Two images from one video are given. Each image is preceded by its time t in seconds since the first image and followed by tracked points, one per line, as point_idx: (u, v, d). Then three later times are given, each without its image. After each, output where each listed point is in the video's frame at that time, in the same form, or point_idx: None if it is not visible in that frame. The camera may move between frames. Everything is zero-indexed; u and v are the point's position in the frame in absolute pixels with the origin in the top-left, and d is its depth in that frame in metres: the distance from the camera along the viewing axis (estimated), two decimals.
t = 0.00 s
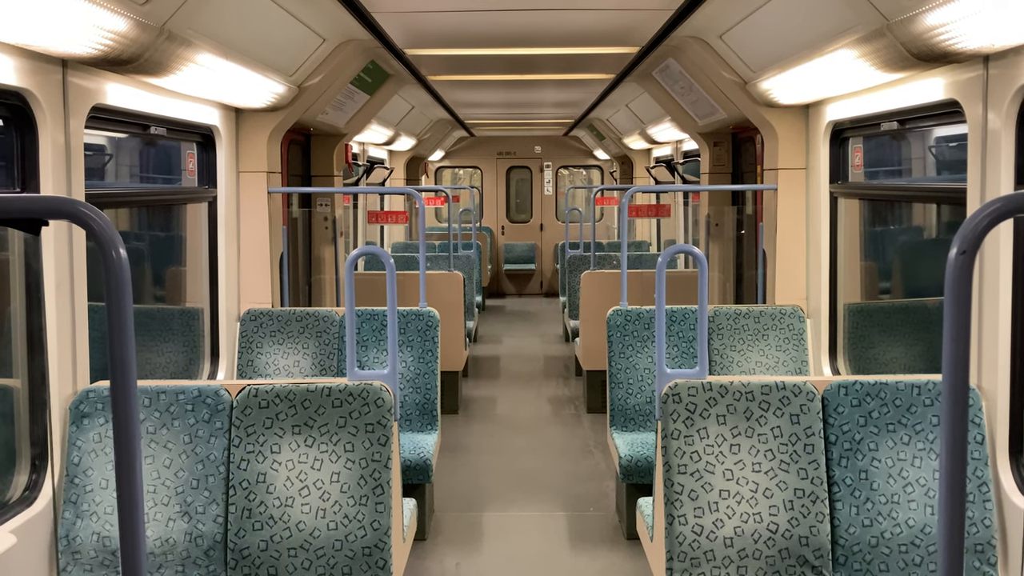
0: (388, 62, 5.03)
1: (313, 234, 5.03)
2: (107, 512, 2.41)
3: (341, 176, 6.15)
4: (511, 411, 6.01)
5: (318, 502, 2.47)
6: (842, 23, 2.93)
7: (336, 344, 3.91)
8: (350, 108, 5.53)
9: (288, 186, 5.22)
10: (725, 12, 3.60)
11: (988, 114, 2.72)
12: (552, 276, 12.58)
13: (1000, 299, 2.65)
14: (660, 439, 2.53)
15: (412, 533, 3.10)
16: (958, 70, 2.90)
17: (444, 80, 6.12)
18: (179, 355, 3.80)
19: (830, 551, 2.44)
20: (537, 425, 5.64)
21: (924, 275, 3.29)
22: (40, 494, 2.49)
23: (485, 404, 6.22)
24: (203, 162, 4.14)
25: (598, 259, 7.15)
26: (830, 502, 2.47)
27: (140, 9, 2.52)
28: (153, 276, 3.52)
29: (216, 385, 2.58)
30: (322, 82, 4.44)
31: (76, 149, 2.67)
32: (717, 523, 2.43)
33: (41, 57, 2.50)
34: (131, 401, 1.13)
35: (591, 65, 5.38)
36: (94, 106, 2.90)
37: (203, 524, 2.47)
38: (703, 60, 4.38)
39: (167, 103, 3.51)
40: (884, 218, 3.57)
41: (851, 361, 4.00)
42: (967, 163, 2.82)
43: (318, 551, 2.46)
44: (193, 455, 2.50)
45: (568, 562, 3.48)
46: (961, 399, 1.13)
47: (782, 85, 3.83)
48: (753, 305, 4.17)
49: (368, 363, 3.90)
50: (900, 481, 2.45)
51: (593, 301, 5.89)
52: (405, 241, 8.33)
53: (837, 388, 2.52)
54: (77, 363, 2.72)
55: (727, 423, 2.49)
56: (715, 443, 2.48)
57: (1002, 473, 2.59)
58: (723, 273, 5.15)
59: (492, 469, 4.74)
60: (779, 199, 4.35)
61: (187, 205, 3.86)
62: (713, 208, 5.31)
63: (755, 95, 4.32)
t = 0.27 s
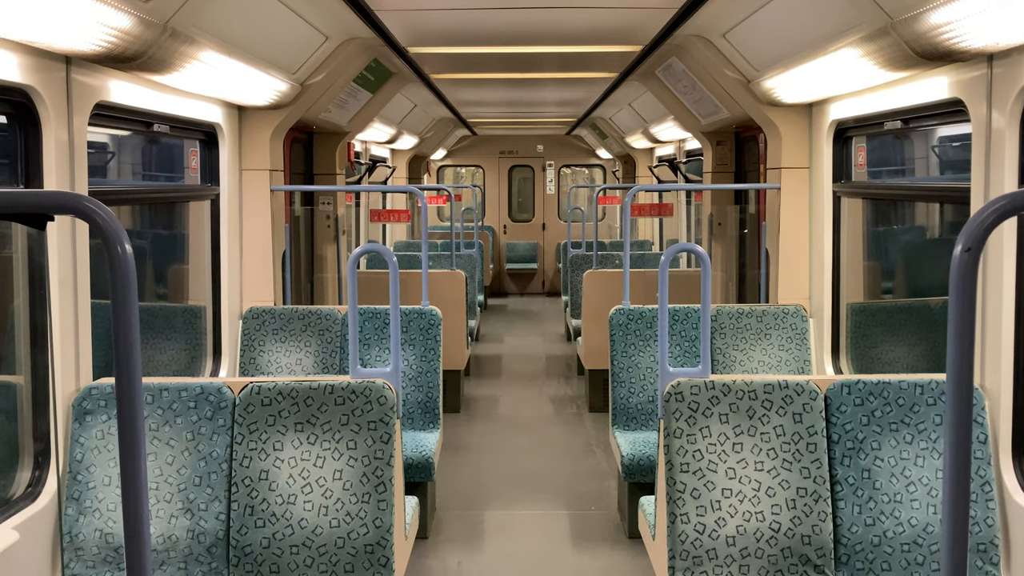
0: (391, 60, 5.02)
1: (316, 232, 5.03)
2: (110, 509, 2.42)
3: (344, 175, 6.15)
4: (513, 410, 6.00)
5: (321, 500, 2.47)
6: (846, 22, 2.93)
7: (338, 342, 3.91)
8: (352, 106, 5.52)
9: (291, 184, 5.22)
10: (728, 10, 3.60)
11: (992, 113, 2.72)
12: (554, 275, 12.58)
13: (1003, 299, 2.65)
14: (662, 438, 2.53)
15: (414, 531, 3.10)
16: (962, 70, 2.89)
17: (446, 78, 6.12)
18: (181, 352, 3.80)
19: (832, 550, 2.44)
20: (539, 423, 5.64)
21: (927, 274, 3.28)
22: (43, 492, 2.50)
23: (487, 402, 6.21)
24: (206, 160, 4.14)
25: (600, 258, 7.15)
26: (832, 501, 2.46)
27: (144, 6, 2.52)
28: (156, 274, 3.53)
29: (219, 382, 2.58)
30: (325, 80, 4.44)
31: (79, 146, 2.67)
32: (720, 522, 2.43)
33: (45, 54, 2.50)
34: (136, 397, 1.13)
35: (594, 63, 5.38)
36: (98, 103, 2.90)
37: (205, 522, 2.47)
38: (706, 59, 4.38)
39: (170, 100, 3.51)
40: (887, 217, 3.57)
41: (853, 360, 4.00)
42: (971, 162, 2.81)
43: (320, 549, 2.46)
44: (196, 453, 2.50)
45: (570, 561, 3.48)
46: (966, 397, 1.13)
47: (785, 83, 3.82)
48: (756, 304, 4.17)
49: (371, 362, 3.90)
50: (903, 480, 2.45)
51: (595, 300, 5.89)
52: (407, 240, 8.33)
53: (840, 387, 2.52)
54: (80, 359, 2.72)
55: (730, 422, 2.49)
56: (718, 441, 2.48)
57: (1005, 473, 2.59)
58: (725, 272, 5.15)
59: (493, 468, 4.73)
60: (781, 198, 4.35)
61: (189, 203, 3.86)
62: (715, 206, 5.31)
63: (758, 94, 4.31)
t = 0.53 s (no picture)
0: (393, 62, 5.04)
1: (317, 233, 5.04)
2: (112, 510, 2.43)
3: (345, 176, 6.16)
4: (514, 411, 6.01)
5: (322, 501, 2.48)
6: (847, 26, 2.94)
7: (339, 343, 3.93)
8: (354, 108, 5.54)
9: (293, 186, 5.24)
10: (729, 13, 3.61)
11: (992, 116, 2.72)
12: (555, 276, 12.59)
13: (1003, 302, 2.65)
14: (662, 440, 2.54)
15: (414, 531, 3.11)
16: (962, 74, 2.90)
17: (448, 81, 6.13)
18: (183, 353, 3.81)
19: (831, 552, 2.44)
20: (540, 425, 5.65)
21: (927, 277, 3.29)
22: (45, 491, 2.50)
23: (488, 403, 6.22)
24: (208, 161, 4.15)
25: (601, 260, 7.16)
26: (832, 504, 2.47)
27: (148, 9, 2.54)
28: (158, 275, 3.54)
29: (221, 383, 2.59)
30: (327, 82, 4.46)
31: (83, 148, 2.69)
32: (719, 524, 2.44)
33: (48, 57, 2.51)
34: (139, 399, 1.14)
35: (596, 66, 5.39)
36: (101, 105, 2.91)
37: (207, 522, 2.48)
38: (707, 62, 4.39)
39: (172, 102, 3.52)
40: (888, 220, 3.57)
41: (854, 363, 4.00)
42: (971, 166, 2.82)
43: (321, 550, 2.47)
44: (198, 454, 2.51)
45: (570, 562, 3.49)
46: (963, 401, 1.14)
47: (786, 87, 3.83)
48: (756, 307, 4.17)
49: (372, 363, 3.91)
50: (902, 483, 2.46)
51: (596, 301, 5.90)
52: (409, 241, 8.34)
53: (839, 389, 2.53)
54: (82, 360, 2.73)
55: (730, 424, 2.50)
56: (718, 444, 2.48)
57: (1004, 476, 2.59)
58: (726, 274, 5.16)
59: (494, 469, 4.74)
60: (782, 201, 4.36)
61: (191, 205, 3.87)
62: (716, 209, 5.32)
63: (759, 97, 4.32)
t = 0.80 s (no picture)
0: (394, 64, 5.05)
1: (318, 235, 5.05)
2: (112, 510, 2.43)
3: (346, 178, 6.17)
4: (514, 413, 6.01)
5: (321, 502, 2.48)
6: (846, 28, 2.94)
7: (340, 345, 3.93)
8: (355, 110, 5.55)
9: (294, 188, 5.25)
10: (729, 16, 3.61)
11: (991, 119, 2.73)
12: (556, 279, 12.60)
13: (1002, 305, 2.65)
14: (661, 442, 2.54)
15: (414, 533, 3.11)
16: (960, 76, 2.91)
17: (449, 83, 6.14)
18: (184, 355, 3.82)
19: (830, 555, 2.44)
20: (540, 427, 5.65)
21: (928, 280, 3.29)
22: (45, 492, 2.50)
23: (488, 405, 6.23)
24: (209, 163, 4.16)
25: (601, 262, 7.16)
26: (831, 506, 2.47)
27: (148, 11, 2.55)
28: (159, 277, 3.55)
29: (220, 385, 2.60)
30: (328, 84, 4.47)
31: (83, 149, 2.69)
32: (718, 526, 2.43)
33: (49, 59, 2.52)
34: (135, 399, 1.14)
35: (597, 68, 5.39)
36: (101, 107, 2.92)
37: (206, 523, 2.49)
38: (707, 64, 4.39)
39: (173, 104, 3.53)
40: (888, 223, 3.57)
41: (854, 365, 4.00)
42: (970, 169, 2.82)
43: (320, 551, 2.47)
44: (197, 455, 2.52)
45: (570, 564, 3.49)
46: (958, 402, 1.14)
47: (786, 89, 3.83)
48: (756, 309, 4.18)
49: (372, 365, 3.92)
50: (901, 486, 2.45)
51: (596, 304, 5.90)
52: (410, 243, 8.35)
53: (838, 392, 2.53)
54: (82, 362, 2.73)
55: (729, 427, 2.50)
56: (716, 446, 2.48)
57: (1003, 478, 2.59)
58: (726, 276, 5.16)
59: (495, 471, 4.74)
60: (782, 203, 4.36)
61: (192, 207, 3.88)
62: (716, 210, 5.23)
63: (759, 100, 4.32)
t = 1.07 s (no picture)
0: (393, 65, 5.05)
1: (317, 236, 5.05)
2: (108, 511, 2.42)
3: (346, 179, 6.17)
4: (513, 415, 6.01)
5: (318, 503, 2.48)
6: (845, 31, 2.94)
7: (338, 346, 3.92)
8: (354, 111, 5.54)
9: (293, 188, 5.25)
10: (729, 18, 3.61)
11: (989, 122, 2.72)
12: (556, 280, 12.59)
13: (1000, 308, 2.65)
14: (659, 444, 2.54)
15: (411, 535, 3.10)
16: (959, 79, 2.91)
17: (449, 84, 6.14)
18: (181, 355, 3.81)
19: (827, 557, 2.44)
20: (539, 428, 5.65)
21: (927, 283, 3.28)
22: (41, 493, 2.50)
23: (487, 407, 6.22)
24: (208, 163, 4.16)
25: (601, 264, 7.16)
26: (828, 508, 2.47)
27: (146, 11, 2.55)
28: (158, 277, 3.54)
29: (217, 385, 2.59)
30: (327, 85, 4.47)
31: (81, 149, 2.69)
32: (715, 528, 2.43)
33: (47, 58, 2.52)
34: (129, 399, 1.14)
35: (596, 70, 5.39)
36: (100, 107, 2.92)
37: (202, 524, 2.48)
38: (707, 67, 4.39)
39: (172, 104, 3.53)
40: (887, 226, 3.57)
41: (853, 368, 4.00)
42: (968, 172, 2.82)
43: (316, 552, 2.46)
44: (194, 455, 2.51)
45: (567, 566, 3.49)
46: (953, 403, 1.14)
47: (785, 92, 3.83)
48: (755, 312, 4.17)
49: (370, 366, 3.91)
50: (898, 489, 2.45)
51: (595, 306, 5.90)
52: (409, 244, 8.34)
53: (836, 394, 2.53)
54: (79, 362, 2.73)
55: (726, 429, 2.50)
56: (714, 448, 2.48)
57: (1000, 481, 2.59)
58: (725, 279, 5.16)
59: (493, 473, 4.73)
60: (781, 206, 4.36)
61: (191, 207, 3.88)
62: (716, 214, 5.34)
63: (758, 102, 4.32)
